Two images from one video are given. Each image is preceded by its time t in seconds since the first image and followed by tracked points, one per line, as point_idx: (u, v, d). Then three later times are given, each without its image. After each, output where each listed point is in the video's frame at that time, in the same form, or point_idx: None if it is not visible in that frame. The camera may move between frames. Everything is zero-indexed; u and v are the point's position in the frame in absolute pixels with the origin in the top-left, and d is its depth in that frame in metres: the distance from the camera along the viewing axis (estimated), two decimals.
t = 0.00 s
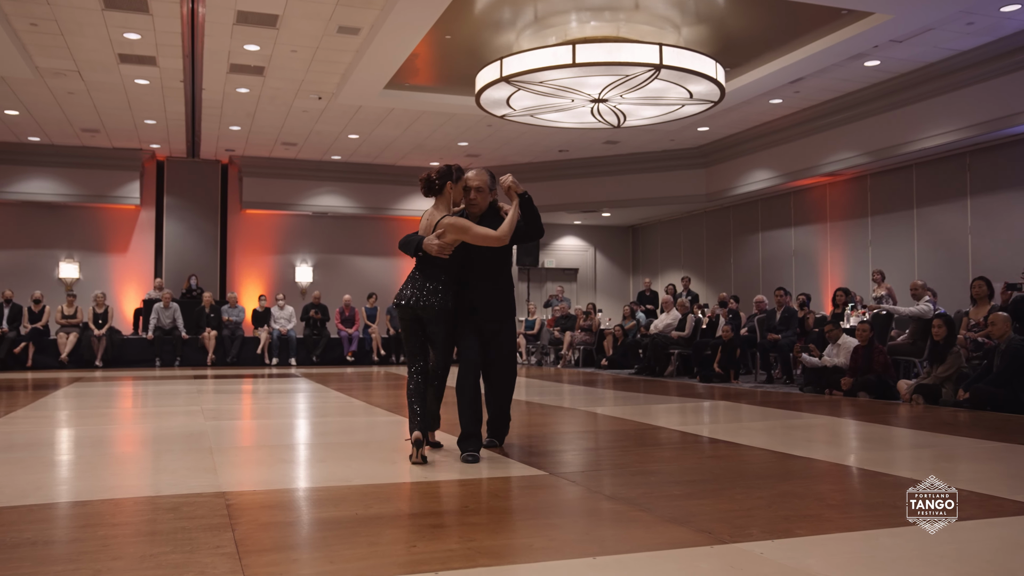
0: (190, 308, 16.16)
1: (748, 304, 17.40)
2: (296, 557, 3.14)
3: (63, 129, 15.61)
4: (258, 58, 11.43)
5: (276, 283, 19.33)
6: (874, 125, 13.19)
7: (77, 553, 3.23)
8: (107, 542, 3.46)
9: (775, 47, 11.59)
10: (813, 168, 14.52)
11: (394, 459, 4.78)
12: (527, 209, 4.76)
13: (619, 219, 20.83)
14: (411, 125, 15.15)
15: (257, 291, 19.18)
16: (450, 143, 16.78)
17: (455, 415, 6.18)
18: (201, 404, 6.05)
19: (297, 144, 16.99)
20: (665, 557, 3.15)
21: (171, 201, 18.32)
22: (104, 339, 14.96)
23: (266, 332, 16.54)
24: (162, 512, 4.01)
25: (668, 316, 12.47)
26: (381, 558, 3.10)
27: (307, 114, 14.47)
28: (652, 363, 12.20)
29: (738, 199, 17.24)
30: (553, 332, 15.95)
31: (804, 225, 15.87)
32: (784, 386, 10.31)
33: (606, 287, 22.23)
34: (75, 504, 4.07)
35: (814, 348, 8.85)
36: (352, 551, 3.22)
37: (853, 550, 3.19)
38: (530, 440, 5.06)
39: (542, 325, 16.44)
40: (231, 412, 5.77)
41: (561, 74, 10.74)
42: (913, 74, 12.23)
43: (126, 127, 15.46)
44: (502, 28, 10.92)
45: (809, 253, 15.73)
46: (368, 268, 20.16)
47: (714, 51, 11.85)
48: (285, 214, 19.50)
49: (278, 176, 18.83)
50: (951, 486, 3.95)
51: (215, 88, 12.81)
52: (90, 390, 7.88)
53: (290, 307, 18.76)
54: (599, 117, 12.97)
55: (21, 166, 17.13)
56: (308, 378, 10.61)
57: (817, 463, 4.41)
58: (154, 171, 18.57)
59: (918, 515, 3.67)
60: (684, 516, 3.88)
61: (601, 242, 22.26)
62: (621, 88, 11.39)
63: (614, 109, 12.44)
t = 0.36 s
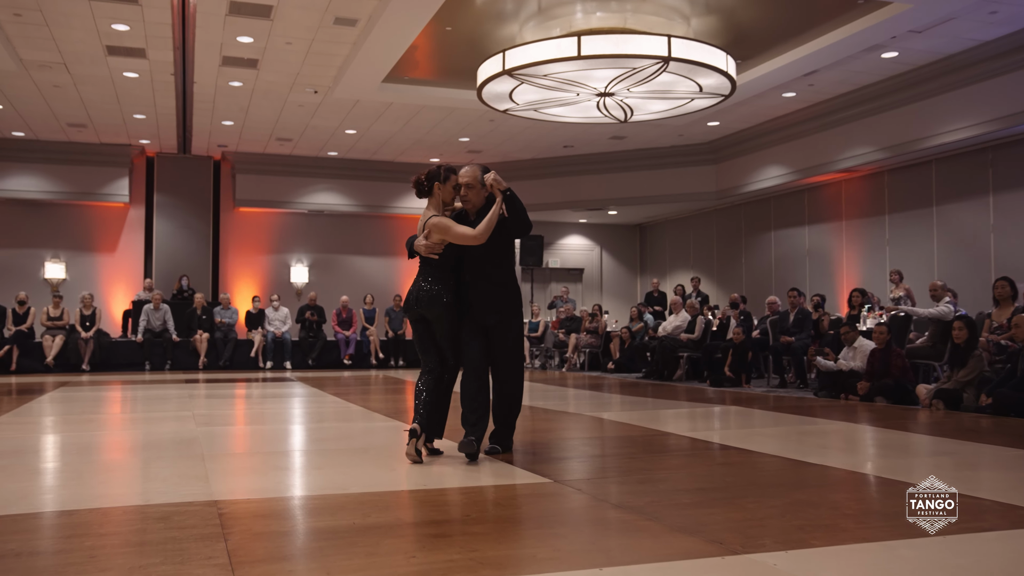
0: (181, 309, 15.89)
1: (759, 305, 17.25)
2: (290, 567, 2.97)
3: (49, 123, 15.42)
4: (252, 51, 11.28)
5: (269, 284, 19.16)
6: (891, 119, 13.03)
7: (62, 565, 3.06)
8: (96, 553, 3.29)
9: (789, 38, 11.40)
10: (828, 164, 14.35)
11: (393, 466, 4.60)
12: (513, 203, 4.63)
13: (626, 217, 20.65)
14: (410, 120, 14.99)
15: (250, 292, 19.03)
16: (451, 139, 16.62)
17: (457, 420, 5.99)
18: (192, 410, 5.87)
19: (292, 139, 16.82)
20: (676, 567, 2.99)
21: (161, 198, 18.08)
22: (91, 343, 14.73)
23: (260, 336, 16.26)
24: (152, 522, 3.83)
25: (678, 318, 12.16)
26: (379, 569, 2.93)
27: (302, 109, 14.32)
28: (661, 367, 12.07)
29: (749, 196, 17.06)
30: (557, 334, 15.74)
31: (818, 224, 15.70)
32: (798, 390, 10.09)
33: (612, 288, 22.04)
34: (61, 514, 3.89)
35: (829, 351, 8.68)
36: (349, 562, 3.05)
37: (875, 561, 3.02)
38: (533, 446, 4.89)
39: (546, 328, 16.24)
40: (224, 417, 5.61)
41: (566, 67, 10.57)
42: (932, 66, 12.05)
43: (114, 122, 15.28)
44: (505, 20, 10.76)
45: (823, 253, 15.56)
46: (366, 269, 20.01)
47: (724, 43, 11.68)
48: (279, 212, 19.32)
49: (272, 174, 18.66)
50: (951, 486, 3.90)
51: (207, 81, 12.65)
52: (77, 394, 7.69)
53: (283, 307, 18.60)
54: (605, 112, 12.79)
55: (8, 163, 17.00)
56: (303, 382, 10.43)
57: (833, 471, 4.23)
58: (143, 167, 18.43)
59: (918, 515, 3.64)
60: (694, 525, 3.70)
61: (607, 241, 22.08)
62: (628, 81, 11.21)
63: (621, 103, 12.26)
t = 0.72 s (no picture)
0: (172, 311, 15.49)
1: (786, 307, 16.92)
2: None
3: (31, 115, 15.00)
4: (247, 37, 11.04)
5: (266, 284, 18.88)
6: (924, 109, 12.76)
7: None
8: (79, 569, 3.03)
9: (816, 22, 11.14)
10: (857, 156, 14.07)
11: (396, 476, 4.35)
12: (496, 196, 4.42)
13: (642, 213, 20.35)
14: (412, 110, 14.74)
15: (245, 292, 18.76)
16: (456, 130, 16.37)
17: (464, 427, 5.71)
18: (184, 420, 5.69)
19: (289, 131, 16.53)
20: None
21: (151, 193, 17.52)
22: (76, 346, 14.31)
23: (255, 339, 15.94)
24: (141, 536, 3.52)
25: (696, 320, 12.02)
26: None
27: (300, 99, 14.05)
28: (679, 373, 11.79)
29: (772, 190, 16.76)
30: (569, 337, 15.66)
31: (847, 220, 15.44)
32: (824, 397, 9.86)
33: (628, 289, 21.79)
34: (44, 527, 3.60)
35: (859, 355, 8.49)
36: None
37: None
38: (544, 455, 4.65)
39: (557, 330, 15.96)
40: (217, 426, 5.45)
41: (578, 54, 10.30)
42: (969, 52, 11.77)
43: (101, 113, 14.92)
44: (513, 5, 10.51)
45: (852, 250, 15.31)
46: (367, 267, 19.76)
47: (746, 28, 11.42)
48: (274, 208, 19.05)
49: (271, 168, 18.35)
50: (951, 486, 3.81)
51: (198, 70, 12.39)
52: (64, 400, 7.40)
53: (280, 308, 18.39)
54: (620, 102, 12.52)
55: None
56: (302, 386, 10.15)
57: (865, 483, 3.98)
58: (130, 161, 17.80)
59: (917, 515, 3.58)
60: (716, 539, 3.42)
61: (621, 239, 21.82)
62: (644, 69, 10.95)
63: (636, 92, 11.98)
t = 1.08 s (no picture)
0: (171, 313, 15.32)
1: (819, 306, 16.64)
2: None
3: (24, 107, 14.70)
4: (250, 25, 10.83)
5: (269, 284, 18.66)
6: (965, 98, 12.44)
7: None
8: None
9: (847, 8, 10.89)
10: (893, 148, 13.75)
11: (406, 485, 4.14)
12: (450, 212, 4.19)
13: (663, 208, 20.06)
14: (423, 101, 14.53)
15: (247, 292, 18.55)
16: (469, 123, 16.17)
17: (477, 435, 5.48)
18: (183, 426, 5.53)
19: (294, 124, 16.35)
20: None
21: (149, 189, 17.26)
22: (71, 348, 13.99)
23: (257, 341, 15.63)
24: (140, 547, 3.29)
25: (722, 321, 11.83)
26: None
27: (305, 90, 13.84)
28: (704, 377, 11.37)
29: (803, 184, 16.44)
30: (589, 340, 15.29)
31: (882, 215, 15.14)
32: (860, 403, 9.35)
33: (649, 289, 21.49)
34: (39, 539, 3.38)
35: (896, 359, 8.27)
36: None
37: None
38: (562, 463, 4.44)
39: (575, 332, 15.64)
40: (219, 432, 5.27)
41: (596, 42, 10.08)
42: (1014, 36, 11.44)
43: (97, 105, 14.66)
44: None
45: (887, 247, 15.00)
46: (376, 266, 19.53)
47: (775, 13, 11.20)
48: (278, 204, 18.86)
49: (273, 163, 18.19)
50: (951, 486, 3.76)
51: (199, 60, 12.17)
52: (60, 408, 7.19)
53: (285, 309, 18.15)
54: (642, 91, 12.29)
55: None
56: (307, 392, 9.92)
57: (903, 495, 3.76)
58: (128, 155, 17.47)
59: (917, 515, 3.54)
60: (744, 552, 3.19)
61: (642, 236, 21.53)
62: (666, 57, 10.70)
63: (658, 81, 11.73)
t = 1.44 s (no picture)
0: (186, 313, 15.24)
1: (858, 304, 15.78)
2: None
3: (36, 101, 14.61)
4: (266, 14, 10.67)
5: (287, 282, 18.25)
6: (1015, 84, 11.68)
7: None
8: None
9: None
10: (938, 139, 12.96)
11: (428, 491, 4.01)
12: (389, 219, 4.13)
13: (695, 203, 19.15)
14: (445, 93, 14.23)
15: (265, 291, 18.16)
16: (493, 115, 15.72)
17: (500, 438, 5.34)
18: (199, 428, 5.44)
19: (312, 117, 15.91)
20: None
21: (165, 185, 17.00)
22: (83, 350, 13.96)
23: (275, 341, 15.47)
24: (155, 553, 3.17)
25: (757, 320, 11.24)
26: None
27: (323, 82, 13.57)
28: (738, 378, 11.14)
29: (840, 177, 15.54)
30: (617, 340, 14.87)
31: (925, 210, 14.38)
32: (902, 406, 9.08)
33: (679, 287, 20.41)
34: (52, 544, 3.26)
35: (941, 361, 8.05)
36: None
37: None
38: (589, 468, 4.31)
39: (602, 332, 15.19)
40: (235, 435, 5.19)
41: (624, 31, 9.83)
42: None
43: (109, 99, 14.53)
44: None
45: (931, 243, 14.25)
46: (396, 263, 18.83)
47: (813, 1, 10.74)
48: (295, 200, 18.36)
49: (286, 156, 17.52)
50: (950, 488, 3.74)
51: (214, 51, 12.02)
52: (75, 410, 7.14)
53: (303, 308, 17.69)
54: (671, 82, 11.83)
55: None
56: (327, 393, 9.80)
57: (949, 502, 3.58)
58: (141, 149, 17.27)
59: (918, 515, 3.49)
60: (782, 561, 3.02)
61: (672, 231, 20.43)
62: (697, 46, 10.37)
63: (690, 71, 11.33)
